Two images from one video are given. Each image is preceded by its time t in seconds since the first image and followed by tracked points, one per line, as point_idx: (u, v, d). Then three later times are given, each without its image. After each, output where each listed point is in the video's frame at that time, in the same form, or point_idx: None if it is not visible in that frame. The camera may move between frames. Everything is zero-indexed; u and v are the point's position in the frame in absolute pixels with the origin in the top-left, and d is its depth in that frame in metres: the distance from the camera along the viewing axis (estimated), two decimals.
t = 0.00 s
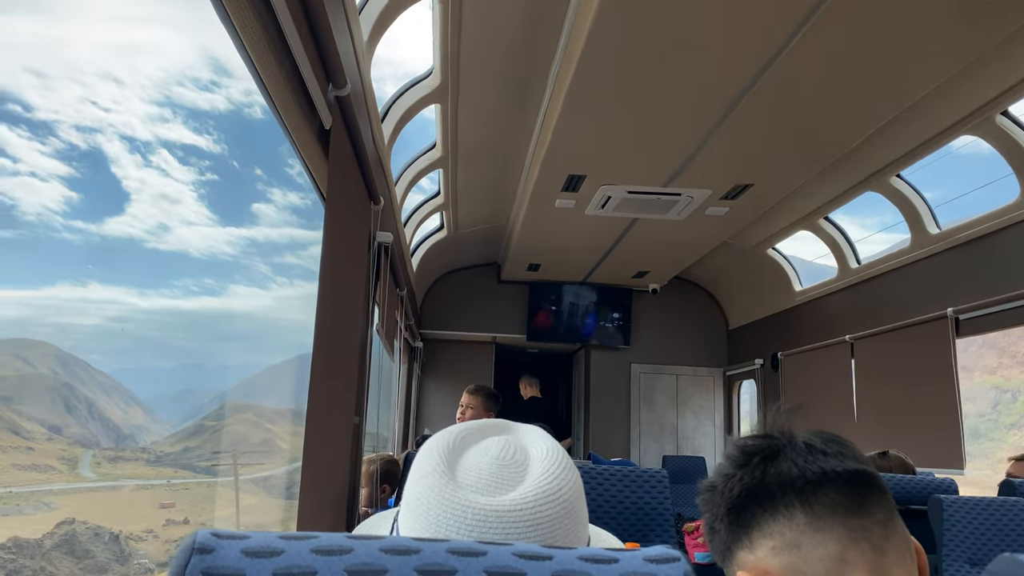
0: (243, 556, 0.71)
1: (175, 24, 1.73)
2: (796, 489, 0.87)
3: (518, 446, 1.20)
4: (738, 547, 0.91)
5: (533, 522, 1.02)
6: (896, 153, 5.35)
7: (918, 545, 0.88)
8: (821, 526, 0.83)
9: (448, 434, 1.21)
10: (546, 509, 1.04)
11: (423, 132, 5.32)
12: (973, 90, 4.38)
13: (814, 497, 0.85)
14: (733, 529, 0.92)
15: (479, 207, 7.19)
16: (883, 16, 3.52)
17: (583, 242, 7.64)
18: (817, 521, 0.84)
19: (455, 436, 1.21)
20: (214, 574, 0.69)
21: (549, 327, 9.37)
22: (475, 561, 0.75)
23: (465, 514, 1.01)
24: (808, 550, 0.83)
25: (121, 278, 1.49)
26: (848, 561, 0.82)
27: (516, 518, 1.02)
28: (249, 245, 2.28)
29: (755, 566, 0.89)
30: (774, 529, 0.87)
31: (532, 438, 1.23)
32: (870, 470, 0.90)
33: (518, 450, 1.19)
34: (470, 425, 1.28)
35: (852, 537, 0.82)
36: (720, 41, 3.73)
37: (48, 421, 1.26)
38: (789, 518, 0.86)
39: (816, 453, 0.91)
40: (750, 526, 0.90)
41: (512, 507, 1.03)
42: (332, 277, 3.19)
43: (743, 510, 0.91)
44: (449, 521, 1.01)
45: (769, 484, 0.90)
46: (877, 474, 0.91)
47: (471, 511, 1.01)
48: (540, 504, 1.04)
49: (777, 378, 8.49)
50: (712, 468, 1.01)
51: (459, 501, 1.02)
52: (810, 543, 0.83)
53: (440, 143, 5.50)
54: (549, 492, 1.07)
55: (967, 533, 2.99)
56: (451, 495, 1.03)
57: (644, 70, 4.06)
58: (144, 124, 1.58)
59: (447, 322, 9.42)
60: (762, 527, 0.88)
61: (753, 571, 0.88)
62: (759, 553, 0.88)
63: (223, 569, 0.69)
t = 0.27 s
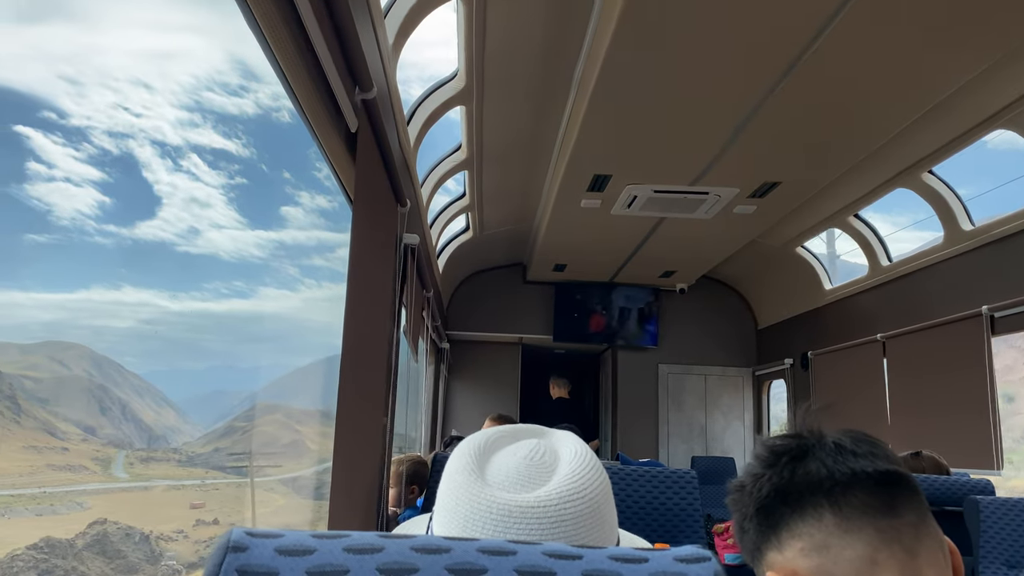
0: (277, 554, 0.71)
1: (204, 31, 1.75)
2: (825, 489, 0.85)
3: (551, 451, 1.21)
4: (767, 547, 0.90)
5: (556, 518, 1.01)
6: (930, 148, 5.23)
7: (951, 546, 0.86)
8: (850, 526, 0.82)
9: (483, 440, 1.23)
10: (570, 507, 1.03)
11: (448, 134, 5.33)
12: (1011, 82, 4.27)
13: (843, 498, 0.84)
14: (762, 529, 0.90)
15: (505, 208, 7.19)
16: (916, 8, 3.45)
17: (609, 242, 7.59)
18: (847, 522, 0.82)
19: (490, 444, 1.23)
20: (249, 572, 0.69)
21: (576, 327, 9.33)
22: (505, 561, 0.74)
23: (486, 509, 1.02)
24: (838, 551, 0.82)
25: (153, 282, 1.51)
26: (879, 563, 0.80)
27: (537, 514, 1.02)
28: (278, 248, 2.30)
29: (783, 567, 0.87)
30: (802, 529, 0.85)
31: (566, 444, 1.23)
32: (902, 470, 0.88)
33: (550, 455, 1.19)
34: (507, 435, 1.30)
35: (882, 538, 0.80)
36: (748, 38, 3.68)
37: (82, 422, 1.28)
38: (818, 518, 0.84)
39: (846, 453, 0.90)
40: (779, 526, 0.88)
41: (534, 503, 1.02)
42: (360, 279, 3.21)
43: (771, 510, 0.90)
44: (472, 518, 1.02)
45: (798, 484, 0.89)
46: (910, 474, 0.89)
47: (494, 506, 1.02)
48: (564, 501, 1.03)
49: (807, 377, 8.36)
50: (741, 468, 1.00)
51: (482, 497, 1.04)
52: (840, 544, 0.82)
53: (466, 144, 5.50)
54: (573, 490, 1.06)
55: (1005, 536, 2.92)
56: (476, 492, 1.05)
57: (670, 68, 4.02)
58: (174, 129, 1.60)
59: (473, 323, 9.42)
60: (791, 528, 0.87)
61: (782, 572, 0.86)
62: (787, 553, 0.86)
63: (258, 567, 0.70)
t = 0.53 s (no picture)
0: (311, 553, 0.71)
1: (232, 37, 1.77)
2: (859, 490, 0.83)
3: (580, 457, 1.20)
4: (798, 548, 0.88)
5: (580, 515, 1.01)
6: (964, 144, 5.11)
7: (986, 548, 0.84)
8: (884, 528, 0.80)
9: (514, 445, 1.24)
10: (596, 504, 1.02)
11: (473, 135, 5.34)
12: None
13: (878, 500, 0.82)
14: (793, 529, 0.88)
15: (530, 209, 7.18)
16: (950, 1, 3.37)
17: (635, 242, 7.55)
18: (881, 524, 0.80)
19: (520, 448, 1.24)
20: (284, 572, 0.70)
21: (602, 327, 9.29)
22: (536, 561, 0.74)
23: (512, 504, 1.02)
24: (872, 553, 0.80)
25: (185, 285, 1.53)
26: (913, 566, 0.79)
27: (563, 510, 1.01)
28: (306, 250, 2.32)
29: (815, 567, 0.85)
30: (835, 530, 0.83)
31: (593, 449, 1.23)
32: (939, 471, 0.85)
33: (578, 459, 1.19)
34: (538, 442, 1.30)
35: (916, 540, 0.79)
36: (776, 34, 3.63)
37: (116, 423, 1.30)
38: (852, 520, 0.82)
39: (880, 453, 0.87)
40: (811, 526, 0.86)
41: (559, 499, 1.02)
42: (387, 280, 3.22)
43: (803, 510, 0.87)
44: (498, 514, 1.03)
45: (831, 484, 0.86)
46: (946, 475, 0.86)
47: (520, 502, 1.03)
48: (588, 499, 1.03)
49: (838, 377, 8.23)
50: (771, 464, 0.97)
51: (508, 494, 1.04)
52: (874, 546, 0.80)
53: (491, 146, 5.51)
54: (599, 489, 1.05)
55: None
56: (503, 488, 1.05)
57: (697, 67, 3.98)
58: (204, 133, 1.62)
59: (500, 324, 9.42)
60: (823, 528, 0.85)
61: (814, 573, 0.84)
62: (820, 554, 0.84)
63: (292, 566, 0.70)
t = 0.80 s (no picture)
0: (338, 553, 0.71)
1: (259, 43, 1.79)
2: (887, 494, 0.81)
3: (604, 461, 1.21)
4: (823, 550, 0.86)
5: (594, 513, 1.01)
6: (1001, 140, 4.99)
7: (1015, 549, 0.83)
8: (912, 533, 0.79)
9: (542, 451, 1.26)
10: (611, 503, 1.03)
11: (498, 137, 5.34)
12: None
13: (906, 504, 0.80)
14: (818, 531, 0.86)
15: (556, 210, 7.15)
16: None
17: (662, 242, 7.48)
18: (909, 529, 0.79)
19: (545, 455, 1.25)
20: (311, 570, 0.70)
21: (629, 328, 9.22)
22: (562, 561, 0.73)
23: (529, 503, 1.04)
24: (899, 558, 0.79)
25: (215, 288, 1.55)
26: (943, 570, 0.78)
27: (578, 508, 1.02)
28: (334, 252, 2.34)
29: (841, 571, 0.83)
30: (862, 534, 0.82)
31: (617, 454, 1.23)
32: (968, 472, 0.83)
33: (601, 462, 1.19)
34: (565, 450, 1.32)
35: (945, 545, 0.78)
36: (807, 30, 3.57)
37: (148, 424, 1.32)
38: (879, 524, 0.81)
39: (908, 455, 0.84)
40: (836, 530, 0.84)
41: (574, 497, 1.03)
42: (413, 282, 3.23)
43: (828, 513, 0.85)
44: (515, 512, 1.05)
45: (857, 487, 0.84)
46: (974, 476, 0.84)
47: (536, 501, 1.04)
48: (603, 497, 1.03)
49: (869, 378, 8.09)
50: (795, 464, 0.95)
51: (525, 493, 1.07)
52: (901, 551, 0.79)
53: (516, 147, 5.50)
54: (615, 488, 1.05)
55: None
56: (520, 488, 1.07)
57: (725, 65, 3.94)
58: (232, 138, 1.64)
59: (526, 326, 9.39)
60: (849, 532, 0.83)
61: None
62: (845, 557, 0.83)
63: (319, 565, 0.70)
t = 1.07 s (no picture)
0: (368, 551, 0.71)
1: (286, 47, 1.80)
2: (922, 495, 0.79)
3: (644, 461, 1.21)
4: (856, 551, 0.84)
5: (634, 515, 1.02)
6: None
7: None
8: (949, 537, 0.76)
9: (580, 450, 1.27)
10: (650, 505, 1.04)
11: (524, 137, 5.33)
12: None
13: (942, 506, 0.77)
14: (850, 531, 0.85)
15: (582, 210, 7.12)
16: None
17: (690, 241, 7.41)
18: (945, 531, 0.76)
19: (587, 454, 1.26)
20: (341, 568, 0.70)
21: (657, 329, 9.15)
22: (592, 561, 0.73)
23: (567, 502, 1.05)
24: (935, 562, 0.76)
25: (245, 290, 1.57)
26: None
27: (618, 510, 1.03)
28: (362, 255, 2.35)
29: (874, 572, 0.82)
30: (897, 535, 0.80)
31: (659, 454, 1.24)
32: (1008, 473, 0.80)
33: (641, 463, 1.19)
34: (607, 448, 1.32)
35: (985, 550, 0.75)
36: (839, 25, 3.50)
37: (179, 425, 1.34)
38: (914, 526, 0.79)
39: (945, 455, 0.82)
40: (870, 530, 0.82)
41: (614, 498, 1.04)
42: (439, 284, 3.24)
43: (861, 513, 0.84)
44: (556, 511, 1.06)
45: (892, 488, 0.82)
46: (1013, 477, 0.81)
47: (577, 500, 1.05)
48: (644, 498, 1.04)
49: (902, 378, 7.93)
50: (828, 463, 0.93)
51: (567, 492, 1.07)
52: (937, 555, 0.76)
53: (542, 147, 5.48)
54: (654, 490, 1.06)
55: None
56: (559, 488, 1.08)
57: (754, 63, 3.90)
58: (261, 142, 1.66)
59: (553, 327, 9.36)
60: (883, 533, 0.81)
61: None
62: (878, 559, 0.81)
63: (349, 563, 0.70)
